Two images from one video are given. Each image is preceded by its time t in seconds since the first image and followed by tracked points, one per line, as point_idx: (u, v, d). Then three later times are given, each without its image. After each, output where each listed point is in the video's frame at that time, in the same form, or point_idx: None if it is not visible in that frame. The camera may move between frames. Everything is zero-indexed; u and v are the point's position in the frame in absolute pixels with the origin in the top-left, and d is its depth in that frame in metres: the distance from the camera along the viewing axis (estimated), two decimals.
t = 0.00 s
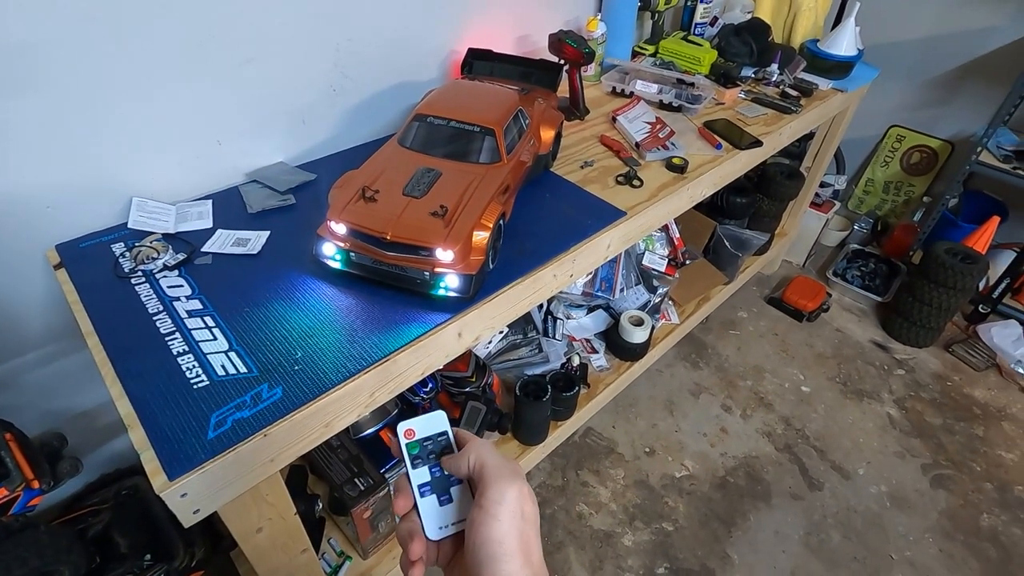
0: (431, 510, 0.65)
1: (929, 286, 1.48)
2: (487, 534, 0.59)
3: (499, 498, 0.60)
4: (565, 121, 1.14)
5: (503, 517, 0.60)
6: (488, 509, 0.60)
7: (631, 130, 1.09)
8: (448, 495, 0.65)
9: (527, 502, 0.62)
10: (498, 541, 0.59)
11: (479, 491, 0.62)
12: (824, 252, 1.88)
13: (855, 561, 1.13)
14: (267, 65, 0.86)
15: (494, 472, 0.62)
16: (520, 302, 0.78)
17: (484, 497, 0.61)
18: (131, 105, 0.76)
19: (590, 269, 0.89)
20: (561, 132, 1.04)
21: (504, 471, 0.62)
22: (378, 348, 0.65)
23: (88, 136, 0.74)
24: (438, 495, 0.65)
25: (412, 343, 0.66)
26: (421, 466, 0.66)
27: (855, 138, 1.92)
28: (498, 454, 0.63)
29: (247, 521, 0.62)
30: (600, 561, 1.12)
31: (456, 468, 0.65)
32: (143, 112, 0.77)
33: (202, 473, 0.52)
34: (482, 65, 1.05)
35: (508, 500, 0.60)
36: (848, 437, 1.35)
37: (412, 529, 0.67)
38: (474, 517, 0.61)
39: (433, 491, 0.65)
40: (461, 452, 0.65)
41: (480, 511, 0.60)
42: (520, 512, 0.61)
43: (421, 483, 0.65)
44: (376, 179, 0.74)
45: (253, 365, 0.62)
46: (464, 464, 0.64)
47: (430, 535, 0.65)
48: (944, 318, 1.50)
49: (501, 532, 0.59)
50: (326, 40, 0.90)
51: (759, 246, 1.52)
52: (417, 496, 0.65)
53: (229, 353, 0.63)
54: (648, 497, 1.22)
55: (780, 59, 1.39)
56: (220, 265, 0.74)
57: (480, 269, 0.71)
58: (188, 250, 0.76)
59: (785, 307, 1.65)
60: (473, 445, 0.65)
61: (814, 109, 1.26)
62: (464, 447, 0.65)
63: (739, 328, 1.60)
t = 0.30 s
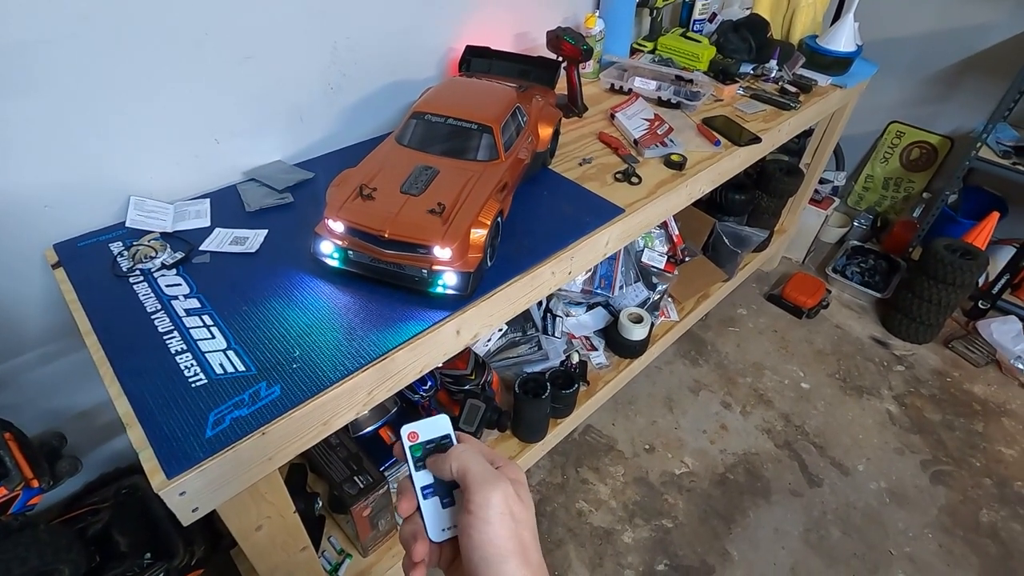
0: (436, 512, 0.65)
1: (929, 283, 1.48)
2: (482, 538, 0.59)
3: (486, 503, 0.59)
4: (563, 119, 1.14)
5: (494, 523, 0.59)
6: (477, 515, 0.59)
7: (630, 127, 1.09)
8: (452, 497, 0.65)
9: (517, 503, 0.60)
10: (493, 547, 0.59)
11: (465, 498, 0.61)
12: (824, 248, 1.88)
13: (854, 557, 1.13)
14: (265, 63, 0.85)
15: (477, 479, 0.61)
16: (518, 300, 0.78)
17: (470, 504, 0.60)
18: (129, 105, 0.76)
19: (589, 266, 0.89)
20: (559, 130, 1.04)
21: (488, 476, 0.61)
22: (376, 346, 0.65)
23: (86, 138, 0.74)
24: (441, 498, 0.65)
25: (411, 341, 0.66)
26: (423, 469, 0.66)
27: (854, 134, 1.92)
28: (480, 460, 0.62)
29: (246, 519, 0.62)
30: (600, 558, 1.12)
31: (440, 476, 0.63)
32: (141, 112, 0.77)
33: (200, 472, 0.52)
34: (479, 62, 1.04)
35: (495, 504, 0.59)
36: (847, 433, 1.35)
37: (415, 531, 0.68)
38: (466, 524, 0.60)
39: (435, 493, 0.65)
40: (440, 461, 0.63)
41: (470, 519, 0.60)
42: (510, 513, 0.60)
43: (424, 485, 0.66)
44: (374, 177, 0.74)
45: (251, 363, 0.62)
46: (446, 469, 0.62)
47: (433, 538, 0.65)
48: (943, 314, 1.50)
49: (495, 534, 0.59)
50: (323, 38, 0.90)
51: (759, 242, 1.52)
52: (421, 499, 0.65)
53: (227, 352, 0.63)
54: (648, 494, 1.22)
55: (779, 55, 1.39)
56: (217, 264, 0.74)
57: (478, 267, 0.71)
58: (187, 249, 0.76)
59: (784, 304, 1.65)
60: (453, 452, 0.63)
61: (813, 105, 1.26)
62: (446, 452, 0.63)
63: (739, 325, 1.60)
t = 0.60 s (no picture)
0: (451, 511, 0.65)
1: (926, 280, 1.48)
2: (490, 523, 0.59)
3: (492, 493, 0.60)
4: (560, 117, 1.14)
5: (500, 513, 0.59)
6: (483, 501, 0.60)
7: (627, 125, 1.09)
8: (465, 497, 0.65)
9: (523, 494, 0.61)
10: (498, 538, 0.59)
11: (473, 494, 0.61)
12: (821, 246, 1.89)
13: (852, 553, 1.14)
14: (261, 61, 0.85)
15: (484, 472, 0.62)
16: (516, 297, 0.79)
17: (478, 492, 0.61)
18: (126, 104, 0.76)
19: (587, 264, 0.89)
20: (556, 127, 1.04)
21: (495, 468, 0.62)
22: (374, 343, 0.65)
23: (82, 136, 0.74)
24: (453, 498, 0.65)
25: (408, 338, 0.66)
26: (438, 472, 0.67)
27: (852, 131, 1.92)
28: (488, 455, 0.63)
29: (244, 517, 0.62)
30: (598, 555, 1.12)
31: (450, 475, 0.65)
32: (137, 110, 0.77)
33: (198, 469, 0.52)
34: (476, 60, 1.04)
35: (502, 492, 0.60)
36: (845, 430, 1.35)
37: (428, 518, 0.67)
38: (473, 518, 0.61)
39: (448, 493, 0.65)
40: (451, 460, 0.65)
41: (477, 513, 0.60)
42: (517, 503, 0.60)
43: (439, 486, 0.66)
44: (371, 175, 0.74)
45: (248, 361, 0.62)
46: (457, 468, 0.64)
47: (446, 533, 0.65)
48: (941, 311, 1.51)
49: (501, 517, 0.59)
50: (320, 36, 0.90)
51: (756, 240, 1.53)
52: (434, 499, 0.66)
53: (225, 350, 0.64)
54: (646, 491, 1.22)
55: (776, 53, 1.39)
56: (214, 262, 0.74)
57: (476, 264, 0.72)
58: (184, 247, 0.76)
59: (782, 301, 1.65)
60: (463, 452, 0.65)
61: (810, 103, 1.26)
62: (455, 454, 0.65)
63: (737, 323, 1.60)
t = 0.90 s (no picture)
0: (440, 514, 0.65)
1: (923, 281, 1.48)
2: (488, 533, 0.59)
3: (497, 498, 0.60)
4: (558, 118, 1.14)
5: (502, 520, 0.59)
6: (487, 506, 0.60)
7: (625, 126, 1.09)
8: (456, 498, 0.65)
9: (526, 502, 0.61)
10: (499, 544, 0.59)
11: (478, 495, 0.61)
12: (819, 247, 1.89)
13: (849, 553, 1.14)
14: (259, 62, 0.85)
15: (491, 475, 0.62)
16: (514, 298, 0.79)
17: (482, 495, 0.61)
18: (123, 104, 0.76)
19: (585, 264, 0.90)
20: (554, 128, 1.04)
21: (502, 472, 0.62)
22: (372, 344, 0.66)
23: (80, 136, 0.74)
24: (445, 498, 0.65)
25: (406, 339, 0.66)
26: (432, 468, 0.66)
27: (849, 133, 1.93)
28: (496, 456, 0.63)
29: (242, 518, 0.62)
30: (596, 556, 1.12)
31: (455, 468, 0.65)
32: (135, 110, 0.77)
33: (195, 470, 0.52)
34: (475, 61, 1.04)
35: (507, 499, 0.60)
36: (843, 430, 1.35)
37: (417, 526, 0.68)
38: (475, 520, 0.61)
39: (440, 491, 0.65)
40: (457, 453, 0.64)
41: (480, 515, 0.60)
42: (519, 512, 0.60)
43: (430, 485, 0.65)
44: (369, 176, 0.74)
45: (246, 362, 0.62)
46: (463, 462, 0.63)
47: (436, 535, 0.65)
48: (937, 311, 1.51)
49: (500, 529, 0.59)
50: (318, 37, 0.90)
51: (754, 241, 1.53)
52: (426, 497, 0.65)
53: (222, 350, 0.63)
54: (644, 492, 1.22)
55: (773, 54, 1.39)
56: (212, 263, 0.74)
57: (474, 265, 0.72)
58: (182, 248, 0.76)
59: (780, 302, 1.66)
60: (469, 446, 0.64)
61: (807, 104, 1.26)
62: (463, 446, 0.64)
63: (735, 323, 1.61)
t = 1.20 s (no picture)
0: (429, 507, 0.64)
1: (919, 276, 1.49)
2: (486, 535, 0.58)
3: (504, 505, 0.59)
4: (555, 115, 1.14)
5: (505, 527, 0.58)
6: (492, 510, 0.59)
7: (621, 123, 1.09)
8: (445, 490, 0.65)
9: (530, 513, 0.60)
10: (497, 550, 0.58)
11: (486, 495, 0.61)
12: (815, 243, 1.89)
13: (847, 548, 1.14)
14: (255, 60, 0.85)
15: (502, 477, 0.61)
16: (511, 296, 0.78)
17: (490, 497, 0.60)
18: (117, 102, 0.75)
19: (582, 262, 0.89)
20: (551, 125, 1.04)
21: (513, 476, 0.61)
22: (369, 342, 0.65)
23: (73, 135, 0.73)
24: (433, 489, 0.65)
25: (403, 337, 0.66)
26: (418, 459, 0.66)
27: (845, 129, 1.93)
28: (510, 458, 0.62)
29: (238, 517, 0.62)
30: (594, 552, 1.12)
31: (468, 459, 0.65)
32: (129, 108, 0.76)
33: (192, 469, 0.52)
34: (471, 58, 1.04)
35: (513, 506, 0.59)
36: (839, 426, 1.36)
37: (406, 527, 0.68)
38: (478, 520, 0.60)
39: (428, 484, 0.65)
40: (473, 445, 0.65)
41: (484, 517, 0.59)
42: (522, 523, 0.59)
43: (418, 478, 0.65)
44: (365, 174, 0.74)
45: (242, 360, 0.62)
46: (476, 456, 0.64)
47: (424, 531, 0.64)
48: (934, 307, 1.52)
49: (501, 535, 0.58)
50: (314, 34, 0.89)
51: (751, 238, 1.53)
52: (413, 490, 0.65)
53: (219, 349, 0.63)
54: (642, 488, 1.22)
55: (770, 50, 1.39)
56: (208, 262, 0.74)
57: (471, 263, 0.72)
58: (177, 246, 0.75)
59: (776, 298, 1.66)
60: (486, 442, 0.64)
61: (804, 100, 1.26)
62: (477, 441, 0.65)
63: (732, 320, 1.61)
